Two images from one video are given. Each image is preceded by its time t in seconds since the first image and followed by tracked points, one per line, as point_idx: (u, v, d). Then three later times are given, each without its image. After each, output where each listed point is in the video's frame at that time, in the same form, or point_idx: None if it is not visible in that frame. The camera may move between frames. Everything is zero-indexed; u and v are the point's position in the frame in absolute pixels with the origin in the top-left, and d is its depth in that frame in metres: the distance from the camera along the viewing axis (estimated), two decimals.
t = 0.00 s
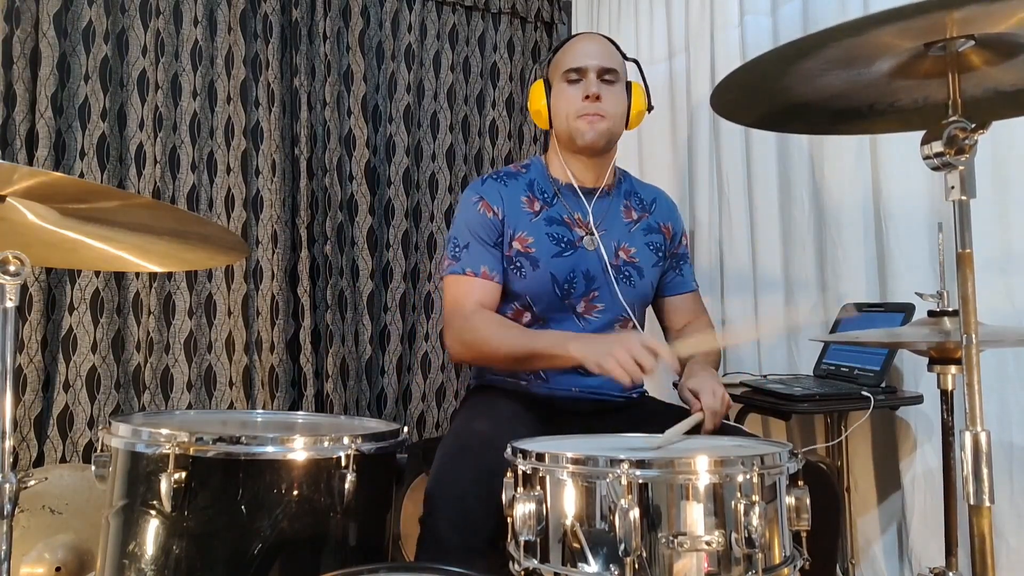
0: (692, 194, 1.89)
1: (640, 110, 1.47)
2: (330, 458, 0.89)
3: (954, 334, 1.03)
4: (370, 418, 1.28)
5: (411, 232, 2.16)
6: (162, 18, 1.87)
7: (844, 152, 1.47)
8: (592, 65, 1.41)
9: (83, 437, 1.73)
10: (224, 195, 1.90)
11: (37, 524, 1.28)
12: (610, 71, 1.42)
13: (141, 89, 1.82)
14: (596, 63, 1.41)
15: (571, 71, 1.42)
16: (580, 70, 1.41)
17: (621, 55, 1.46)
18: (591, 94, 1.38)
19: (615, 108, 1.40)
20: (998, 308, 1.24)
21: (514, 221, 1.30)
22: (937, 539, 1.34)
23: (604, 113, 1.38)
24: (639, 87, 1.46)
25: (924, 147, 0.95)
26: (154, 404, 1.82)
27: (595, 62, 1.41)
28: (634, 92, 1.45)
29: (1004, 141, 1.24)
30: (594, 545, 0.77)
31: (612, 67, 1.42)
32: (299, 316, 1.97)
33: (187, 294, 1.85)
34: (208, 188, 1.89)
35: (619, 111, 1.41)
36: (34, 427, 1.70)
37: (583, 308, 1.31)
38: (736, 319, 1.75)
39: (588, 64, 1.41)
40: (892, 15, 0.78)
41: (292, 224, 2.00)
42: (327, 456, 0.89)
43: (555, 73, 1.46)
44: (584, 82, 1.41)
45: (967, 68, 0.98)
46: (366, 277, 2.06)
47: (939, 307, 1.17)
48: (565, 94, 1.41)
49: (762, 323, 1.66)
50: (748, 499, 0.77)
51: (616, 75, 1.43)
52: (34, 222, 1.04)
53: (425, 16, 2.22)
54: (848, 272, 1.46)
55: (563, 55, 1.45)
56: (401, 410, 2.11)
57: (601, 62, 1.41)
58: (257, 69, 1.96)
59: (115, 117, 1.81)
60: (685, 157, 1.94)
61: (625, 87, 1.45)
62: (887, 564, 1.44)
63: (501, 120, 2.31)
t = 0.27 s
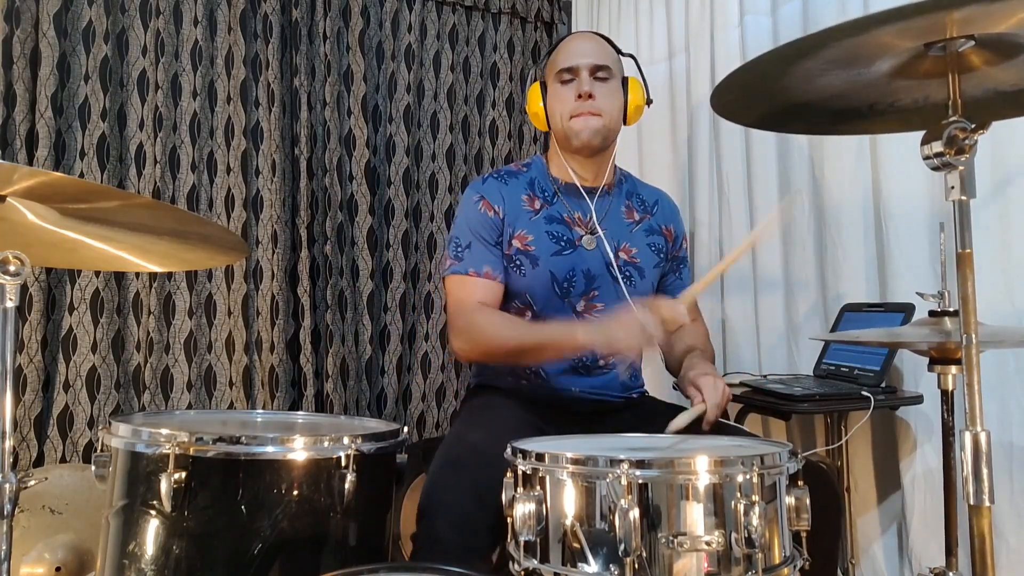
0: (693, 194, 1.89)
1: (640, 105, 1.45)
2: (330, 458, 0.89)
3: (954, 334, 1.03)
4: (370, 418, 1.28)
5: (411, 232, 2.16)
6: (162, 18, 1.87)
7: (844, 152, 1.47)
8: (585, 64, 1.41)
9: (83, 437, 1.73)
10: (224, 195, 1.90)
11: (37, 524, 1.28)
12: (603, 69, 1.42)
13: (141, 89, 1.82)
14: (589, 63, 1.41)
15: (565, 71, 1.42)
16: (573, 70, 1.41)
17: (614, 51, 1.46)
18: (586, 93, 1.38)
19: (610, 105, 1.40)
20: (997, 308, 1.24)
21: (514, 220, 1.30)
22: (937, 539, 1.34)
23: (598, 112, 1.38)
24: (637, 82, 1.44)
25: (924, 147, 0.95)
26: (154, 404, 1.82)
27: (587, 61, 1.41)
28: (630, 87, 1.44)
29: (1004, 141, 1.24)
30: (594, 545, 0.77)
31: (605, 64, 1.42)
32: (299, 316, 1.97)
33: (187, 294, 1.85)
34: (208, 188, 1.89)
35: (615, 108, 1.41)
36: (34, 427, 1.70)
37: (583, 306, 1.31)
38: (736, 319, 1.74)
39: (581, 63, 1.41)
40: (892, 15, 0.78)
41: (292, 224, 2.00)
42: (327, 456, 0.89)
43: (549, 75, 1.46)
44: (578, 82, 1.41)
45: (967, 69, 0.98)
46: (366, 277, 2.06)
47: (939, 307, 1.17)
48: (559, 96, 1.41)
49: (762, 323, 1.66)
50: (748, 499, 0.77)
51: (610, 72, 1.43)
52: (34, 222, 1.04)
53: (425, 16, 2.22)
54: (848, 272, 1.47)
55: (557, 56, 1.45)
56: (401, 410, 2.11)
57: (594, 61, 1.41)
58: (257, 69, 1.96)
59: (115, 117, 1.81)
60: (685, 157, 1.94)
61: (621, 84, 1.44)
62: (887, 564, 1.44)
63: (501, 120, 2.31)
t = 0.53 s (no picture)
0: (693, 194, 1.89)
1: (640, 107, 1.45)
2: (330, 458, 0.89)
3: (954, 334, 1.03)
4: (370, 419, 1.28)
5: (411, 232, 2.16)
6: (162, 18, 1.87)
7: (844, 152, 1.47)
8: (585, 65, 1.41)
9: (83, 437, 1.73)
10: (224, 195, 1.90)
11: (37, 524, 1.28)
12: (605, 69, 1.42)
13: (141, 89, 1.82)
14: (590, 63, 1.41)
15: (565, 73, 1.42)
16: (573, 71, 1.41)
17: (615, 53, 1.46)
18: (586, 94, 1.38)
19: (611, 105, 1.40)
20: (997, 308, 1.24)
21: (515, 217, 1.30)
22: (936, 539, 1.34)
23: (600, 112, 1.38)
24: (638, 83, 1.45)
25: (924, 148, 0.95)
26: (154, 404, 1.82)
27: (588, 62, 1.41)
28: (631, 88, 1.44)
29: (1004, 141, 1.24)
30: (594, 545, 0.77)
31: (607, 65, 1.42)
32: (299, 316, 1.97)
33: (187, 294, 1.85)
34: (208, 188, 1.89)
35: (616, 109, 1.41)
36: (34, 427, 1.70)
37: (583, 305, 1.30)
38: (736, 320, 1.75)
39: (582, 64, 1.41)
40: (892, 15, 0.78)
41: (292, 224, 2.00)
42: (327, 456, 0.89)
43: (550, 76, 1.46)
44: (579, 83, 1.41)
45: (967, 68, 0.98)
46: (366, 277, 2.06)
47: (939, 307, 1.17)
48: (560, 97, 1.42)
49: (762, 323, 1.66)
50: (748, 499, 0.77)
51: (611, 73, 1.43)
52: (34, 222, 1.04)
53: (425, 16, 2.22)
54: (848, 273, 1.47)
55: (558, 58, 1.45)
56: (401, 410, 2.11)
57: (595, 62, 1.41)
58: (257, 69, 1.97)
59: (115, 117, 1.81)
60: (685, 157, 1.94)
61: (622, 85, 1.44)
62: (887, 564, 1.44)
63: (501, 120, 2.31)
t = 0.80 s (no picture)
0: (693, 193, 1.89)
1: (639, 104, 1.45)
2: (330, 458, 0.89)
3: (954, 334, 1.03)
4: (370, 418, 1.28)
5: (411, 232, 2.16)
6: (162, 18, 1.87)
7: (844, 151, 1.48)
8: (583, 64, 1.41)
9: (83, 437, 1.73)
10: (224, 195, 1.90)
11: (37, 524, 1.28)
12: (603, 67, 1.42)
13: (141, 89, 1.82)
14: (588, 61, 1.41)
15: (563, 71, 1.42)
16: (571, 68, 1.42)
17: (614, 50, 1.46)
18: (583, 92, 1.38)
19: (609, 103, 1.40)
20: (998, 308, 1.24)
21: (514, 217, 1.30)
22: (936, 539, 1.34)
23: (597, 109, 1.38)
24: (637, 83, 1.45)
25: (924, 148, 0.95)
26: (154, 404, 1.82)
27: (586, 60, 1.41)
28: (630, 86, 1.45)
29: (1005, 141, 1.24)
30: (594, 545, 0.77)
31: (605, 63, 1.42)
32: (299, 316, 1.97)
33: (187, 294, 1.85)
34: (208, 188, 1.89)
35: (614, 106, 1.40)
36: (34, 427, 1.70)
37: (583, 304, 1.30)
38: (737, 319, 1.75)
39: (579, 62, 1.41)
40: (893, 15, 0.78)
41: (292, 224, 2.00)
42: (327, 456, 0.89)
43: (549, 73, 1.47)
44: (577, 80, 1.41)
45: (967, 68, 0.98)
46: (366, 277, 2.06)
47: (939, 307, 1.17)
48: (558, 94, 1.42)
49: (762, 323, 1.66)
50: (748, 499, 0.77)
51: (609, 71, 1.43)
52: (34, 222, 1.04)
53: (425, 16, 2.22)
54: (848, 272, 1.47)
55: (556, 56, 1.45)
56: (401, 410, 2.11)
57: (593, 61, 1.41)
58: (257, 69, 1.97)
59: (115, 117, 1.81)
60: (685, 157, 1.94)
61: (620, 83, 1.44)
62: (887, 564, 1.44)
63: (501, 120, 2.31)
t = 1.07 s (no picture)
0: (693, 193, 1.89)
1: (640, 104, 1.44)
2: (330, 458, 0.89)
3: (954, 334, 1.03)
4: (370, 418, 1.28)
5: (411, 232, 2.17)
6: (162, 18, 1.87)
7: (844, 152, 1.48)
8: (581, 63, 1.42)
9: (83, 437, 1.73)
10: (224, 195, 1.90)
11: (38, 525, 1.28)
12: (601, 62, 1.42)
13: (141, 89, 1.82)
14: (586, 56, 1.42)
15: (562, 70, 1.43)
16: (570, 63, 1.42)
17: (614, 49, 1.46)
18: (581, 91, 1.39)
19: (606, 102, 1.40)
20: (998, 308, 1.24)
21: (515, 219, 1.30)
22: (937, 539, 1.34)
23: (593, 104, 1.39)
24: (638, 84, 1.44)
25: (924, 147, 0.95)
26: (154, 404, 1.82)
27: (584, 55, 1.42)
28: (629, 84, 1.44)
29: (1005, 141, 1.24)
30: (594, 545, 0.77)
31: (603, 58, 1.43)
32: (299, 316, 1.97)
33: (187, 294, 1.85)
34: (208, 188, 1.89)
35: (611, 105, 1.41)
36: (34, 427, 1.70)
37: (584, 306, 1.31)
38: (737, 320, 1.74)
39: (577, 61, 1.42)
40: (892, 15, 0.78)
41: (292, 224, 2.00)
42: (327, 456, 0.89)
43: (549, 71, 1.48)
44: (574, 75, 1.42)
45: (967, 68, 0.98)
46: (366, 277, 2.06)
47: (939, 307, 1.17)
48: (556, 87, 1.43)
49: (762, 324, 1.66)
50: (748, 499, 0.77)
51: (608, 70, 1.43)
52: (34, 222, 1.04)
53: (425, 16, 2.22)
54: (848, 273, 1.47)
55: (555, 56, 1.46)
56: (401, 410, 2.11)
57: (591, 60, 1.42)
58: (257, 69, 1.97)
59: (115, 117, 1.81)
60: (685, 157, 1.94)
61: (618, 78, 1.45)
62: (887, 564, 1.44)
63: (501, 120, 2.31)
